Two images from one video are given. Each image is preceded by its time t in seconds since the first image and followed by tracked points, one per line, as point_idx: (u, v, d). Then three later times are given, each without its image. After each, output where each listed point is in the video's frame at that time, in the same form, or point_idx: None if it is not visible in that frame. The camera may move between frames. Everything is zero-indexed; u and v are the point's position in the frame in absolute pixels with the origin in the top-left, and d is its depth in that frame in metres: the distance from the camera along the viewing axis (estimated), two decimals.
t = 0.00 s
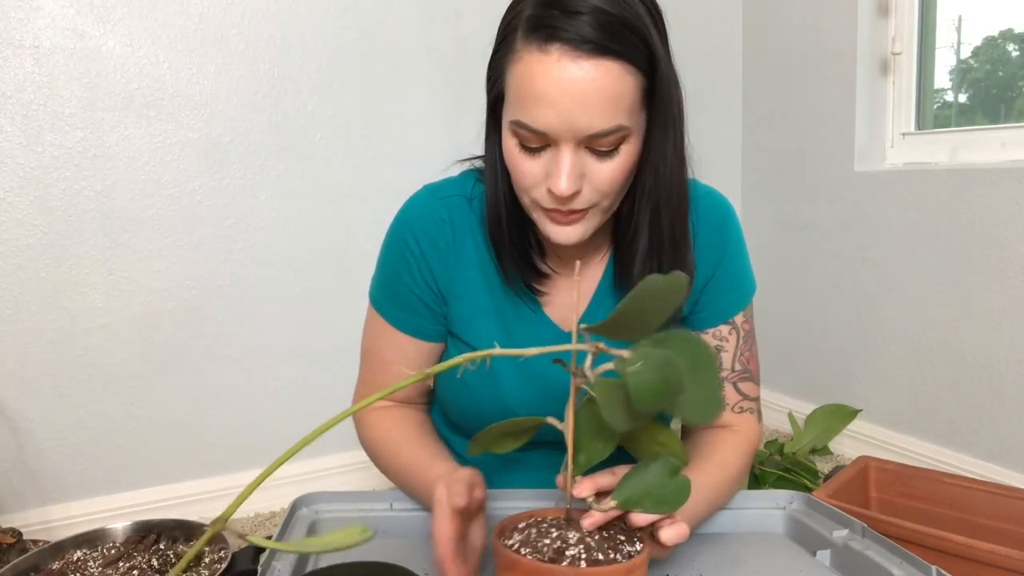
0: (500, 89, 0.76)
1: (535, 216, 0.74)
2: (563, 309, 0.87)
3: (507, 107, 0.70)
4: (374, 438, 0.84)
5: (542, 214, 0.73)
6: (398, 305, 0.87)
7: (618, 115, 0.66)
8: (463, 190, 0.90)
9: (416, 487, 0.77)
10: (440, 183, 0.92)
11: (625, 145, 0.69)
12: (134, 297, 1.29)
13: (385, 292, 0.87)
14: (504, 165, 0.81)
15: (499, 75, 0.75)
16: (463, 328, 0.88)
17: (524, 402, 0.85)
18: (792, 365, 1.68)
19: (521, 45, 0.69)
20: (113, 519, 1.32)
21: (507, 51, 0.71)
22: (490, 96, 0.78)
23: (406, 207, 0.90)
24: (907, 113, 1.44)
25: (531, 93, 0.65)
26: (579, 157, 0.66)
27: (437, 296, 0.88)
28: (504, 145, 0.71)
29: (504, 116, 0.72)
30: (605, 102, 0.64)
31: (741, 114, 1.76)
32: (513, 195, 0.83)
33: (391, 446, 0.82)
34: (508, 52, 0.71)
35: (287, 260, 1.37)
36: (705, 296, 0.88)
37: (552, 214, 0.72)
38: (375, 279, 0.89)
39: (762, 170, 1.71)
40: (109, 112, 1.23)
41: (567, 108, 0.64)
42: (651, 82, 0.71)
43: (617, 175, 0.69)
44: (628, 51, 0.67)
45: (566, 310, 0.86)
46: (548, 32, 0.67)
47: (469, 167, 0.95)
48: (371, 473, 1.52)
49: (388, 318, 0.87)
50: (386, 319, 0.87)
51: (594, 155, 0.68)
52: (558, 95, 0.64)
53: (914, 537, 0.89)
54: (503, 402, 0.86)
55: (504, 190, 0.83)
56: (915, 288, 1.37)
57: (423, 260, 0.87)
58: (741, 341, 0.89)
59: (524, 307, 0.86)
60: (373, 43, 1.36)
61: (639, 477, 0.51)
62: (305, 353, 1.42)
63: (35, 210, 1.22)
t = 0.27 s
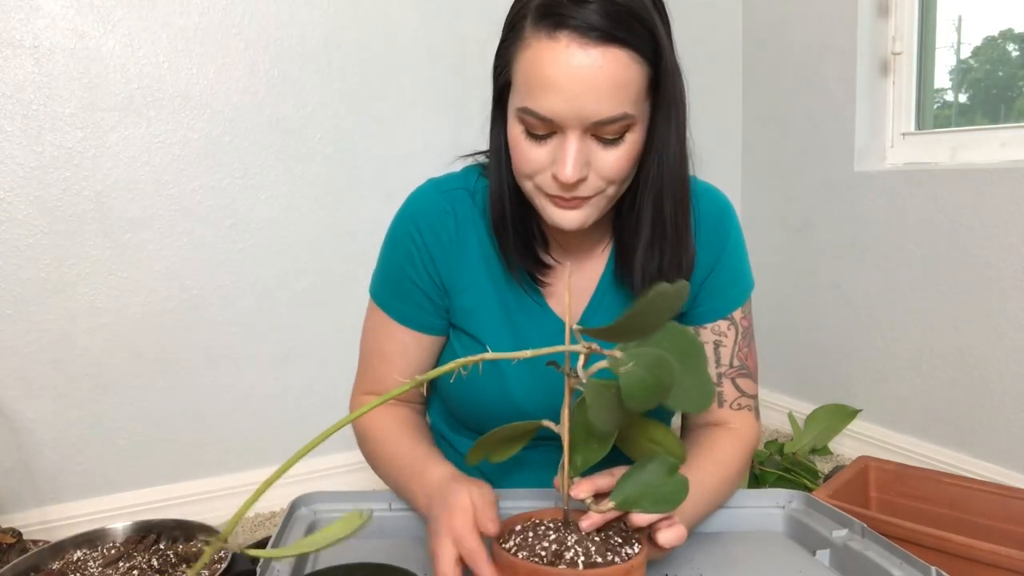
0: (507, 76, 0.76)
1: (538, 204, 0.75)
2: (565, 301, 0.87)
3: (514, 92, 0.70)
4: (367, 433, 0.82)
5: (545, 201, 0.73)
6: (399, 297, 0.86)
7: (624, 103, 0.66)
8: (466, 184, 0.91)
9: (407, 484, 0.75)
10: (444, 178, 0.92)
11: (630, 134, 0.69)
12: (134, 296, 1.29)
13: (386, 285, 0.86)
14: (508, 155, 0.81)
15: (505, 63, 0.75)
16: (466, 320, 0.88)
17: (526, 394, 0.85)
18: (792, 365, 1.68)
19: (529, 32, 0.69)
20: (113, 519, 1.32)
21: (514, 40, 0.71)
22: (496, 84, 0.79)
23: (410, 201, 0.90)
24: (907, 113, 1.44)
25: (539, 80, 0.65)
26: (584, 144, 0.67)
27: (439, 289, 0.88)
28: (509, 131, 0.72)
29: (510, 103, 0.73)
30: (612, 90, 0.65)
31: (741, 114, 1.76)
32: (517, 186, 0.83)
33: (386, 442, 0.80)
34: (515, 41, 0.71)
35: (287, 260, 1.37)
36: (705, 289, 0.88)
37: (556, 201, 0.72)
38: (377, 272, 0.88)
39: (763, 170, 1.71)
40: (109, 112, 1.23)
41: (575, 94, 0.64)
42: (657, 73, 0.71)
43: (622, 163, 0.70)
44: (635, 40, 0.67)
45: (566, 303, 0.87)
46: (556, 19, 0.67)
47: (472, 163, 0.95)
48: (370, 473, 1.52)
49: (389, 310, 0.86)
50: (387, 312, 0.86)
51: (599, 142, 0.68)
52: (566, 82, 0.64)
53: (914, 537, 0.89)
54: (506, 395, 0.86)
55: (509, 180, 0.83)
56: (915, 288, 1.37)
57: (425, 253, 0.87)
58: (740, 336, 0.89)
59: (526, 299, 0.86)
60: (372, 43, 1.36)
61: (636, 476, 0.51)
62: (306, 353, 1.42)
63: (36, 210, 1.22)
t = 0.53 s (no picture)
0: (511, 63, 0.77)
1: (540, 189, 0.76)
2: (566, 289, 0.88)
3: (519, 78, 0.71)
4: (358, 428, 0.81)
5: (547, 186, 0.74)
6: (400, 285, 0.85)
7: (627, 90, 0.68)
8: (470, 175, 0.92)
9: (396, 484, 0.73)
10: (448, 170, 0.93)
11: (632, 121, 0.71)
12: (134, 296, 1.29)
13: (388, 273, 0.86)
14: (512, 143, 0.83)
15: (510, 51, 0.76)
16: (469, 309, 0.88)
17: (528, 382, 0.85)
18: (792, 366, 1.68)
19: (536, 19, 0.70)
20: (113, 519, 1.32)
21: (522, 28, 0.72)
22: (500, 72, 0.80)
23: (414, 192, 0.91)
24: (907, 113, 1.44)
25: (545, 64, 0.67)
26: (587, 129, 0.69)
27: (440, 277, 0.87)
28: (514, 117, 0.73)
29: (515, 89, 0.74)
30: (616, 76, 0.67)
31: (741, 114, 1.76)
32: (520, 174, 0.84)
33: (377, 440, 0.78)
34: (522, 28, 0.72)
35: (287, 260, 1.37)
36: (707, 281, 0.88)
37: (558, 186, 0.74)
38: (379, 262, 0.88)
39: (763, 170, 1.71)
40: (109, 112, 1.23)
41: (580, 79, 0.66)
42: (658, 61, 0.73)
43: (623, 149, 0.72)
44: (639, 28, 0.69)
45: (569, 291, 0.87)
46: (563, 6, 0.68)
47: (476, 158, 0.96)
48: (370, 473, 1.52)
49: (389, 298, 0.86)
50: (387, 301, 0.86)
51: (602, 128, 0.70)
52: (571, 67, 0.66)
53: (915, 537, 0.89)
54: (507, 383, 0.86)
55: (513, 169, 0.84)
56: (915, 288, 1.37)
57: (428, 241, 0.87)
58: (740, 328, 0.89)
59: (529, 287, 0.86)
60: (372, 43, 1.36)
61: (641, 479, 0.51)
62: (306, 353, 1.42)
63: (35, 210, 1.22)
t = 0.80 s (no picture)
0: (516, 57, 0.76)
1: (543, 182, 0.76)
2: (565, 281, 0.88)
3: (526, 71, 0.71)
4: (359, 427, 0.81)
5: (551, 179, 0.74)
6: (394, 278, 0.86)
7: (634, 86, 0.69)
8: (466, 171, 0.92)
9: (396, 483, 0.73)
10: (443, 167, 0.94)
11: (637, 116, 0.71)
12: (134, 296, 1.29)
13: (384, 268, 0.86)
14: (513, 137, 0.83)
15: (516, 45, 0.75)
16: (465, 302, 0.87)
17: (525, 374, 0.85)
18: (792, 365, 1.68)
19: (547, 15, 0.70)
20: (113, 520, 1.33)
21: (530, 25, 0.72)
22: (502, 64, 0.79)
23: (410, 189, 0.91)
24: (907, 112, 1.44)
25: (554, 59, 0.67)
26: (594, 124, 0.69)
27: (435, 270, 0.88)
28: (519, 110, 0.73)
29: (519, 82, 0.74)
30: (625, 72, 0.67)
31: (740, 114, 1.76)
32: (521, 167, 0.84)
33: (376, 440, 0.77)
34: (529, 23, 0.72)
35: (287, 260, 1.38)
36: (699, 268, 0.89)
37: (562, 179, 0.74)
38: (374, 258, 0.89)
39: (762, 170, 1.71)
40: (109, 112, 1.23)
41: (590, 75, 0.66)
42: (662, 58, 0.73)
43: (628, 143, 0.72)
44: (646, 25, 0.69)
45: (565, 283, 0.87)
46: (574, 4, 0.68)
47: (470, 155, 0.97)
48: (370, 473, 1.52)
49: (386, 294, 0.86)
50: (384, 296, 0.86)
51: (608, 122, 0.70)
52: (582, 62, 0.66)
53: (914, 537, 0.89)
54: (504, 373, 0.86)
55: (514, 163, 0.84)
56: (915, 287, 1.37)
57: (424, 236, 0.87)
58: (736, 312, 0.89)
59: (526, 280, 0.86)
60: (372, 43, 1.36)
61: (630, 474, 0.52)
62: (306, 353, 1.42)
63: (35, 211, 1.22)
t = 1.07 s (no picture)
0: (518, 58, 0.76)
1: (543, 181, 0.76)
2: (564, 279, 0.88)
3: (528, 72, 0.71)
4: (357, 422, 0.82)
5: (552, 179, 0.75)
6: (394, 277, 0.86)
7: (637, 89, 0.69)
8: (465, 168, 0.92)
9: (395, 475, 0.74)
10: (443, 165, 0.94)
11: (639, 118, 0.71)
12: (134, 297, 1.29)
13: (384, 265, 0.86)
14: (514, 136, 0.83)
15: (518, 45, 0.75)
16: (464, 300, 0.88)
17: (526, 372, 0.85)
18: (792, 365, 1.68)
19: (550, 16, 0.69)
20: (113, 520, 1.33)
21: (533, 26, 0.71)
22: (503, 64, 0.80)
23: (409, 186, 0.91)
24: (907, 112, 1.44)
25: (558, 61, 0.67)
26: (597, 126, 0.69)
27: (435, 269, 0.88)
28: (521, 110, 0.73)
29: (522, 81, 0.74)
30: (628, 76, 0.67)
31: (740, 114, 1.76)
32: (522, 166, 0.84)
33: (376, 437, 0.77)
34: (532, 24, 0.72)
35: (287, 260, 1.38)
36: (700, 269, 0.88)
37: (563, 179, 0.74)
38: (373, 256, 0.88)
39: (762, 170, 1.71)
40: (109, 112, 1.23)
41: (593, 78, 0.66)
42: (665, 60, 0.74)
43: (629, 145, 0.72)
44: (650, 28, 0.69)
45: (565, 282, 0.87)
46: (577, 6, 0.68)
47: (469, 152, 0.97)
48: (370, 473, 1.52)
49: (386, 291, 0.86)
50: (384, 294, 0.86)
51: (610, 125, 0.70)
52: (585, 65, 0.66)
53: (914, 537, 0.89)
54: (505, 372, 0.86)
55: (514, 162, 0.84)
56: (915, 287, 1.37)
57: (423, 234, 0.87)
58: (735, 312, 0.89)
59: (524, 278, 0.86)
60: (372, 42, 1.36)
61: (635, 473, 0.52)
62: (305, 353, 1.42)
63: (35, 211, 1.22)
